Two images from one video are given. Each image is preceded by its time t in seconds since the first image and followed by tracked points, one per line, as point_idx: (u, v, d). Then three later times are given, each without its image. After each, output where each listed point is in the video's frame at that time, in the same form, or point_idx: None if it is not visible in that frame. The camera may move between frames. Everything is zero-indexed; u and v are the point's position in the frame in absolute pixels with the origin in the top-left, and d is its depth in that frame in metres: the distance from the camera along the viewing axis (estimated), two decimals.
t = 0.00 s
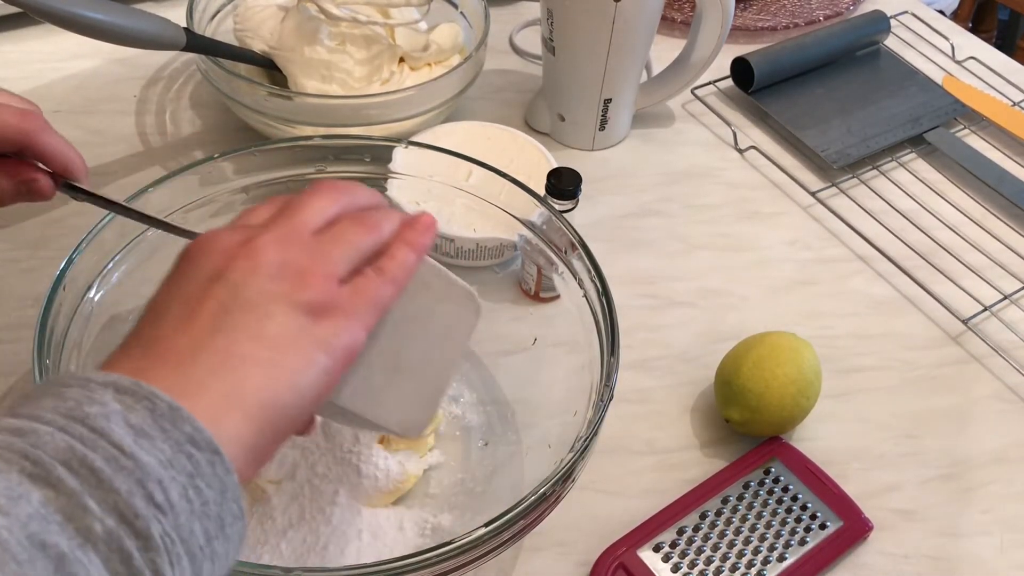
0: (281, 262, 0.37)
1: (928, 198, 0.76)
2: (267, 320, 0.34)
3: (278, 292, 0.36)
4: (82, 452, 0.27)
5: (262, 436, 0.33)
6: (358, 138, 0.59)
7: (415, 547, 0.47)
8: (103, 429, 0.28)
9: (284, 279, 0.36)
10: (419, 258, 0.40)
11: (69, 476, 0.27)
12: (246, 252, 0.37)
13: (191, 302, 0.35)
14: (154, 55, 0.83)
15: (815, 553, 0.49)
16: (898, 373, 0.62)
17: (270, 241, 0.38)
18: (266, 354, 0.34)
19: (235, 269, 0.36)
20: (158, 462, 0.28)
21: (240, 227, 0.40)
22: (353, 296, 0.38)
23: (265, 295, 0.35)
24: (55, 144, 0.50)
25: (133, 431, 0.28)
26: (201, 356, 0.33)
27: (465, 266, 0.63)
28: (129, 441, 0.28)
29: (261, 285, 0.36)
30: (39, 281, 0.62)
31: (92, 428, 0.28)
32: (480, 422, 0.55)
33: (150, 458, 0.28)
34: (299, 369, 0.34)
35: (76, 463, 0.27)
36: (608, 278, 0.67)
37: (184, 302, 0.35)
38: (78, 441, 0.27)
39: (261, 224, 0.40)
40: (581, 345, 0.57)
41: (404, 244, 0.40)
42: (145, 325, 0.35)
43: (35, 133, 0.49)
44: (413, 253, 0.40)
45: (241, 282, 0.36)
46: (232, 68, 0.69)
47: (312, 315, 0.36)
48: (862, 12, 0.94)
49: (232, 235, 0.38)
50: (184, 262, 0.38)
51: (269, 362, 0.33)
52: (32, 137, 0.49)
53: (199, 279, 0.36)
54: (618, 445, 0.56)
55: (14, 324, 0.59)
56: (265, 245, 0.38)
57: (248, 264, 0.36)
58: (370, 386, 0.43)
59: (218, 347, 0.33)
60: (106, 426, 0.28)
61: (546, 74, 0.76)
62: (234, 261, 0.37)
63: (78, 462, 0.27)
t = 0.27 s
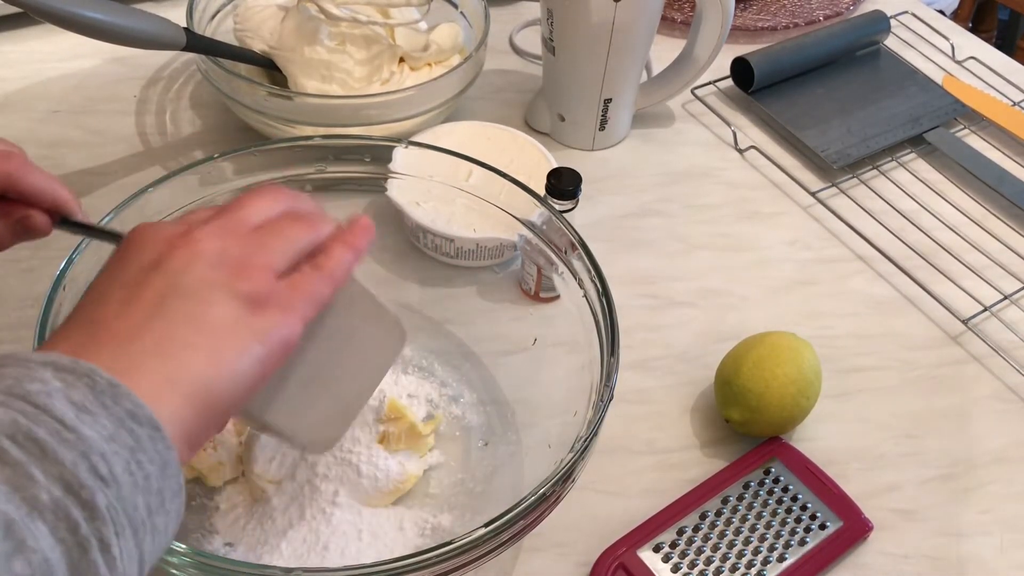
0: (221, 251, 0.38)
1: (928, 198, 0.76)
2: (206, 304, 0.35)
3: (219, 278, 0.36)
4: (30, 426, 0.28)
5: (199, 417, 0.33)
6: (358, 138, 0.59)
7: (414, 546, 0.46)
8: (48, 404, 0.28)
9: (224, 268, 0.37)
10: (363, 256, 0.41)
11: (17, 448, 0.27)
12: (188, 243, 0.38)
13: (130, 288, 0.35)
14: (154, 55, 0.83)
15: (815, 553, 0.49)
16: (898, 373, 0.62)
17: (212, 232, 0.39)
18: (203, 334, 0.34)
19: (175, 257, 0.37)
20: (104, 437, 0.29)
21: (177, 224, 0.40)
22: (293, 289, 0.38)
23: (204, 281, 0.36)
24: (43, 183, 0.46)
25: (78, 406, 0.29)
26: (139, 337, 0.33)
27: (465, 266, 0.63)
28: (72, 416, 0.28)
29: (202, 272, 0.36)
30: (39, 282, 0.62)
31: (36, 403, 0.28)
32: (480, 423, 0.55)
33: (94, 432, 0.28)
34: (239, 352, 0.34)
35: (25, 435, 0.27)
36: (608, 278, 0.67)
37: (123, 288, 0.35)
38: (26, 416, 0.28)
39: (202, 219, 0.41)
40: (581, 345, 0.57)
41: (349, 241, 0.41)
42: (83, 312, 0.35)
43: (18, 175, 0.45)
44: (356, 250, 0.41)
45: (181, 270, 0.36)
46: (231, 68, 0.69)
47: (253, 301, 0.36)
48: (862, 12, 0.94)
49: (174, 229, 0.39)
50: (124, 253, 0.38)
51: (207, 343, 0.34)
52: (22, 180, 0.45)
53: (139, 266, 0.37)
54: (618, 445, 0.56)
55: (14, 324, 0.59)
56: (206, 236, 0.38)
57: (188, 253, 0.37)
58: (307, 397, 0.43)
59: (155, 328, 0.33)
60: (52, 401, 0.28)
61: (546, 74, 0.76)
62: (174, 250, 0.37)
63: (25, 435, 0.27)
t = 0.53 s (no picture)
0: (234, 260, 0.39)
1: (928, 198, 0.76)
2: (218, 312, 0.36)
3: (232, 287, 0.38)
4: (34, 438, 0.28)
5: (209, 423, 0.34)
6: (358, 138, 0.59)
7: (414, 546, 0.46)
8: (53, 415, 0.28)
9: (236, 276, 0.39)
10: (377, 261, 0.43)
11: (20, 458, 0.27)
12: (201, 251, 0.39)
13: (143, 296, 0.36)
14: (154, 55, 0.83)
15: (814, 553, 0.49)
16: (898, 373, 0.62)
17: (225, 240, 0.40)
18: (214, 342, 0.35)
19: (188, 264, 0.38)
20: (108, 448, 0.29)
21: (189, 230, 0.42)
22: (306, 294, 0.40)
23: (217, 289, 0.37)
24: (52, 192, 0.45)
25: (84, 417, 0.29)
26: (151, 344, 0.34)
27: (464, 266, 0.63)
28: (77, 427, 0.28)
29: (215, 281, 0.38)
30: (39, 281, 0.62)
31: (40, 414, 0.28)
32: (480, 423, 0.55)
33: (97, 443, 0.28)
34: (249, 358, 0.36)
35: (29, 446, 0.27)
36: (608, 278, 0.67)
37: (138, 292, 0.37)
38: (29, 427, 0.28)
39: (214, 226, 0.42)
40: (581, 345, 0.57)
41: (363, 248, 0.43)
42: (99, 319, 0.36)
43: (23, 184, 0.44)
44: (371, 256, 0.42)
45: (195, 278, 0.37)
46: (231, 68, 0.69)
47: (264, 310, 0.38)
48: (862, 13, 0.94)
49: (187, 236, 0.41)
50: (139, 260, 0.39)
51: (219, 350, 0.35)
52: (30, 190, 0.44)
53: (153, 272, 0.38)
54: (618, 445, 0.56)
55: (14, 324, 0.59)
56: (219, 245, 0.40)
57: (202, 260, 0.39)
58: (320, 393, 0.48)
59: (168, 335, 0.34)
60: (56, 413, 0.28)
61: (546, 74, 0.76)
62: (188, 258, 0.39)
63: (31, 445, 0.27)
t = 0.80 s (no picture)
0: (280, 294, 0.35)
1: (928, 198, 0.76)
2: (248, 363, 0.32)
3: (271, 330, 0.33)
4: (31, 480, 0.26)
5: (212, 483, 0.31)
6: (358, 138, 0.59)
7: (415, 546, 0.46)
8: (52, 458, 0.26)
9: (273, 313, 0.34)
10: (427, 326, 0.39)
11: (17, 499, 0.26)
12: (241, 273, 0.35)
13: (178, 321, 0.33)
14: (154, 55, 0.83)
15: (814, 553, 0.49)
16: (898, 373, 0.62)
17: (267, 264, 0.35)
18: (236, 399, 0.32)
19: (231, 296, 0.34)
20: (106, 495, 0.27)
21: (294, 236, 0.38)
22: (346, 352, 0.35)
23: (254, 333, 0.33)
24: (43, 178, 0.46)
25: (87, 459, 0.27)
26: (166, 393, 0.31)
27: (465, 266, 0.63)
28: (74, 475, 0.26)
29: (256, 320, 0.33)
30: (39, 281, 0.62)
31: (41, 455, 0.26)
32: (480, 423, 0.55)
33: (92, 496, 0.27)
34: (265, 419, 0.32)
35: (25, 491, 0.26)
36: (608, 278, 0.67)
37: (168, 320, 0.33)
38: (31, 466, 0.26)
39: (290, 238, 0.37)
40: (581, 345, 0.57)
41: (412, 309, 0.38)
42: (123, 330, 0.33)
43: (17, 164, 0.45)
44: (422, 321, 0.38)
45: (230, 312, 0.33)
46: (231, 68, 0.69)
47: (298, 364, 0.34)
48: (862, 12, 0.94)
49: (241, 249, 0.36)
50: (181, 266, 0.36)
51: (235, 409, 0.31)
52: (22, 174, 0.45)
53: (184, 298, 0.34)
54: (618, 445, 0.56)
55: (14, 324, 0.59)
56: (261, 269, 0.35)
57: (244, 290, 0.34)
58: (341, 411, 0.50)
59: (189, 386, 0.31)
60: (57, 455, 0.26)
61: (546, 74, 0.76)
62: (228, 284, 0.34)
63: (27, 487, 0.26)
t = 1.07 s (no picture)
0: (236, 339, 0.34)
1: (928, 198, 0.76)
2: (209, 415, 0.33)
3: (229, 379, 0.34)
4: None
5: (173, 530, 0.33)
6: (358, 137, 0.59)
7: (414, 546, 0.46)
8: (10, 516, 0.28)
9: (225, 359, 0.34)
10: (387, 362, 0.39)
11: None
12: (195, 317, 0.35)
13: (138, 368, 0.33)
14: (154, 55, 0.83)
15: (815, 553, 0.49)
16: (898, 373, 0.62)
17: (220, 305, 0.35)
18: (194, 451, 0.33)
19: (191, 346, 0.34)
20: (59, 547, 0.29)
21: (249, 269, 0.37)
22: (307, 396, 0.36)
23: (212, 382, 0.34)
24: (66, 173, 0.44)
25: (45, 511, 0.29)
26: (130, 448, 0.32)
27: (465, 266, 0.63)
28: (29, 535, 0.28)
29: (213, 369, 0.34)
30: (39, 281, 0.62)
31: None
32: (480, 423, 0.55)
33: (45, 554, 0.29)
34: (224, 469, 0.33)
35: None
36: (608, 278, 0.67)
37: (130, 370, 0.33)
38: None
39: (248, 272, 0.37)
40: (580, 345, 0.57)
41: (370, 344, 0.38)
42: (86, 374, 0.33)
43: (40, 159, 0.44)
44: (382, 356, 0.38)
45: (188, 361, 0.34)
46: (231, 68, 0.69)
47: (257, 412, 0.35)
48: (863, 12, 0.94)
49: (199, 287, 0.36)
50: (141, 305, 0.35)
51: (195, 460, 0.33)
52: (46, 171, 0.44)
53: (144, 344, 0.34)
54: (618, 445, 0.56)
55: (14, 324, 0.59)
56: (216, 312, 0.35)
57: (200, 337, 0.34)
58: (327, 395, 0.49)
59: (150, 439, 0.32)
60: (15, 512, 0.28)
61: (546, 74, 0.76)
62: (181, 329, 0.34)
63: None
